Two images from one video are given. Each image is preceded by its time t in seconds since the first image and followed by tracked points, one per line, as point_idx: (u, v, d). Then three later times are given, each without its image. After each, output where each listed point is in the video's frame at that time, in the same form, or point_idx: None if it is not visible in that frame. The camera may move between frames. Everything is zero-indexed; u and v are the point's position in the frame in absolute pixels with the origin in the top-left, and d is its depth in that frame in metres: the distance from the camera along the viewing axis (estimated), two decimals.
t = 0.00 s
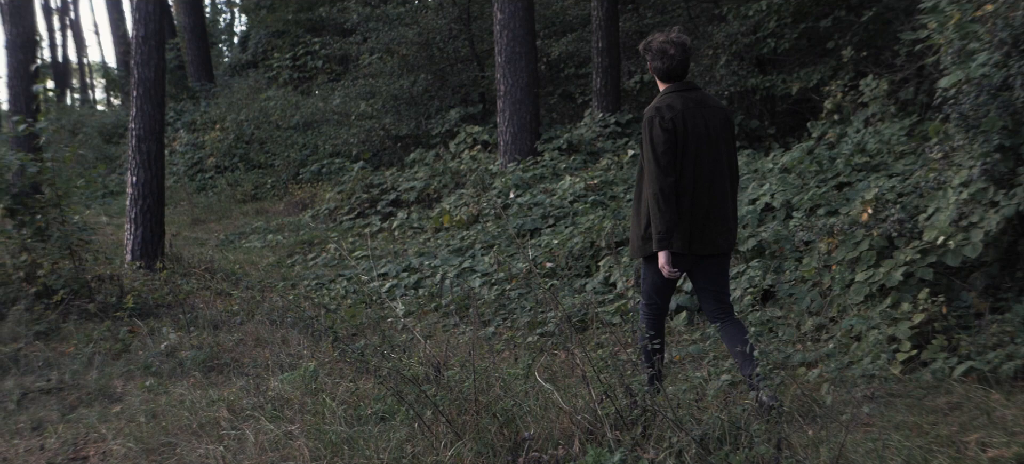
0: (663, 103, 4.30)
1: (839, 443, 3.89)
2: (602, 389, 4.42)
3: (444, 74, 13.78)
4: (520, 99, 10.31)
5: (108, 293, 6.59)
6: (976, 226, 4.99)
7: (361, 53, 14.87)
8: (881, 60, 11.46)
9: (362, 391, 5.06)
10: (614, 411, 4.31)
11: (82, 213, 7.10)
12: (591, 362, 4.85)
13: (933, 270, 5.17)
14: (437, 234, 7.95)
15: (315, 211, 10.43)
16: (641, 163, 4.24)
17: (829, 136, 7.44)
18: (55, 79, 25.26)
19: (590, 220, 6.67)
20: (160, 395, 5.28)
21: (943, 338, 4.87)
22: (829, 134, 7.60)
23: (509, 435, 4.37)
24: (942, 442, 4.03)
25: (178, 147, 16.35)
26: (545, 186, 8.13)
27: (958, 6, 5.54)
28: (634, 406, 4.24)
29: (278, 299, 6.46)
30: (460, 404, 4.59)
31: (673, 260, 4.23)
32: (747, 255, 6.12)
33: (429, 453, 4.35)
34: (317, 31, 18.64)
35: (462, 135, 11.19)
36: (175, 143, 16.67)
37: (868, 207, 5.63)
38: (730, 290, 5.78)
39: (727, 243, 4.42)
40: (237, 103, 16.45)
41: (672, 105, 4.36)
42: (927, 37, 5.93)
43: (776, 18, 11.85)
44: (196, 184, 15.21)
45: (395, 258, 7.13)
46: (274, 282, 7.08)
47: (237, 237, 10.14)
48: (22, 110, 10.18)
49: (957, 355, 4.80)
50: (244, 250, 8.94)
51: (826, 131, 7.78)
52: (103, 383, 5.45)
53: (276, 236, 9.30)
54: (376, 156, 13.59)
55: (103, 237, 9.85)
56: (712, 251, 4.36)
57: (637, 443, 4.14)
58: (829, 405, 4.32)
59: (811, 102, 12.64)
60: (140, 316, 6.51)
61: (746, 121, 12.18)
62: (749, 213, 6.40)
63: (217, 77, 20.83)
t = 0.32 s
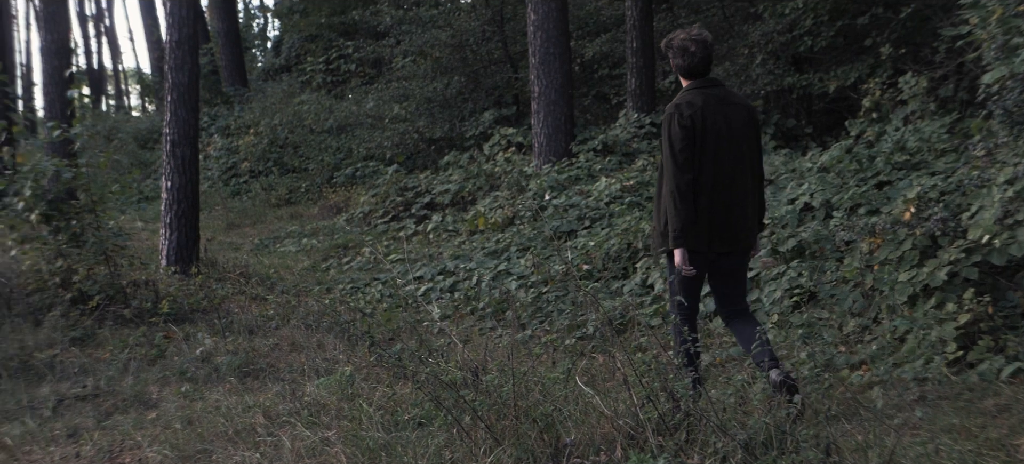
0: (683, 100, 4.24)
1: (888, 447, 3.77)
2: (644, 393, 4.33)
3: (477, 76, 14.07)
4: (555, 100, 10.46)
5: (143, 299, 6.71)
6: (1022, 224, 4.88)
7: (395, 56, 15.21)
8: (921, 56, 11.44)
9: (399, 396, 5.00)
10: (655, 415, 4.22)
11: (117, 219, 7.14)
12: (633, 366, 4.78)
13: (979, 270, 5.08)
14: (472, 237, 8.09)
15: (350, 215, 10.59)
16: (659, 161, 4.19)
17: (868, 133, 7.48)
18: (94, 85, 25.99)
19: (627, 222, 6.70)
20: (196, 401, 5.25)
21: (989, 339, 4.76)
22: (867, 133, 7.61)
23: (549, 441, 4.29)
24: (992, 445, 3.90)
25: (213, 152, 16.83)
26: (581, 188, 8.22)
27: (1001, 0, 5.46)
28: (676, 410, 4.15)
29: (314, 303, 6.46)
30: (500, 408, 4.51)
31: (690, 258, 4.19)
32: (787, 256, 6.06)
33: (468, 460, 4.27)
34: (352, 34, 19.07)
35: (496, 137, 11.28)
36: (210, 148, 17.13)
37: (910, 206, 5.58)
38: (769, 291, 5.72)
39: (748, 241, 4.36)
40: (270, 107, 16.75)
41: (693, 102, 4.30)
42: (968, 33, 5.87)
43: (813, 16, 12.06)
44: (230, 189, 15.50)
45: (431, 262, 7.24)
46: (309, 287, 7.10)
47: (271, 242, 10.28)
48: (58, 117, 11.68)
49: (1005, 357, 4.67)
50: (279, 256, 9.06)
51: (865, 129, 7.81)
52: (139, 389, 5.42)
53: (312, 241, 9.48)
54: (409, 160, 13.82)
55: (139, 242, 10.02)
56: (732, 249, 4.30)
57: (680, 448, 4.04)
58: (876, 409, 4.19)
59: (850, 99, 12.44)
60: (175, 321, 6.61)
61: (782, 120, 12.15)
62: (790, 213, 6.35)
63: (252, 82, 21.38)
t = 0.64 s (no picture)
0: (702, 99, 4.22)
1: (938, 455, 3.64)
2: (684, 400, 4.20)
3: (510, 82, 14.34)
4: (589, 105, 10.49)
5: (178, 308, 6.69)
6: None
7: (427, 62, 15.43)
8: (958, 56, 11.37)
9: (435, 405, 4.93)
10: (698, 423, 4.08)
11: (152, 229, 7.19)
12: (673, 373, 4.64)
13: None
14: (506, 243, 8.15)
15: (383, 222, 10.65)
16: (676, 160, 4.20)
17: (905, 135, 7.52)
18: (125, 97, 26.41)
19: (662, 226, 6.69)
20: (231, 411, 5.20)
21: None
22: (905, 134, 7.62)
23: (589, 451, 4.19)
24: None
25: (246, 160, 16.95)
26: (616, 192, 8.26)
27: None
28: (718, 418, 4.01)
29: (348, 312, 6.46)
30: (538, 416, 4.40)
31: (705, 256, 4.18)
32: (827, 259, 5.95)
33: None
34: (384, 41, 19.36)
35: (529, 142, 11.26)
36: (243, 157, 17.22)
37: (953, 207, 5.58)
38: (807, 296, 5.62)
39: (771, 240, 4.29)
40: (303, 115, 16.84)
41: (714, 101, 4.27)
42: (1011, 31, 5.82)
43: (849, 16, 12.02)
44: (264, 197, 15.54)
45: (465, 268, 7.32)
46: (342, 295, 7.12)
47: (305, 249, 10.35)
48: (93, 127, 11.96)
49: None
50: (313, 263, 9.12)
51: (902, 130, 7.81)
52: (173, 399, 5.39)
53: (346, 249, 9.54)
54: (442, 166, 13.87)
55: (174, 252, 10.12)
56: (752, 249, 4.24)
57: (722, 457, 3.91)
58: (923, 416, 4.08)
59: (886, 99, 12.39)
60: (209, 330, 6.60)
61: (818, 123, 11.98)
62: (828, 215, 6.27)
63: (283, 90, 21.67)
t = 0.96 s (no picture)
0: (723, 102, 4.17)
1: None
2: (725, 409, 4.08)
3: (543, 90, 14.34)
4: (622, 112, 10.50)
5: (211, 320, 6.69)
6: None
7: (459, 70, 15.56)
8: (996, 58, 11.36)
9: (471, 415, 4.83)
10: (740, 434, 3.93)
11: (186, 240, 7.21)
12: (714, 383, 4.53)
13: None
14: (540, 251, 8.18)
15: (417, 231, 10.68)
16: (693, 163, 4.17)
17: (944, 138, 7.48)
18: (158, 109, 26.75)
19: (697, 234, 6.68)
20: (265, 423, 5.13)
21: None
22: (943, 138, 7.58)
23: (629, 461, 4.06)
24: None
25: (279, 171, 17.03)
26: (651, 199, 8.24)
27: None
28: (761, 427, 3.88)
29: (382, 322, 6.46)
30: (577, 426, 4.27)
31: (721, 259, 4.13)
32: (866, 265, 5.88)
33: None
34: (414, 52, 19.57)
35: (564, 150, 11.35)
36: (276, 167, 17.27)
37: (995, 210, 5.63)
38: (847, 302, 5.54)
39: (794, 245, 4.18)
40: (336, 125, 17.03)
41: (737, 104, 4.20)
42: None
43: (885, 18, 11.94)
44: (298, 207, 15.54)
45: (499, 277, 7.35)
46: (375, 304, 7.16)
47: (339, 259, 10.37)
48: (124, 138, 11.96)
49: None
50: (347, 273, 9.14)
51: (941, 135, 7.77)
52: (207, 411, 5.36)
53: (379, 258, 9.56)
54: (476, 175, 13.84)
55: (208, 262, 10.16)
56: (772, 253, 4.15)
57: None
58: (971, 425, 3.98)
59: (922, 104, 12.30)
60: (243, 341, 6.60)
61: (854, 127, 11.88)
62: (867, 221, 6.22)
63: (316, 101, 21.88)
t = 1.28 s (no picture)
0: (746, 112, 4.11)
1: None
2: (767, 422, 3.98)
3: (576, 99, 14.24)
4: (656, 121, 10.49)
5: (245, 333, 6.69)
6: None
7: (492, 80, 15.64)
8: None
9: (506, 427, 4.69)
10: (784, 447, 3.85)
11: (219, 252, 7.23)
12: (754, 394, 4.42)
13: None
14: (574, 261, 8.21)
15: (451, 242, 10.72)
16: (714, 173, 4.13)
17: (984, 145, 7.43)
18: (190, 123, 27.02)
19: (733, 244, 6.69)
20: (299, 437, 5.08)
21: None
22: (983, 145, 7.53)
23: None
24: None
25: (312, 183, 17.13)
26: (686, 208, 8.22)
27: None
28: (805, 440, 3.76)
29: (416, 334, 6.45)
30: (614, 440, 4.16)
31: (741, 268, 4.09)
32: (906, 273, 5.82)
33: None
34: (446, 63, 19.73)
35: (597, 160, 11.39)
36: (309, 180, 17.38)
37: None
38: (886, 313, 5.46)
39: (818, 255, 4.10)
40: (368, 137, 17.41)
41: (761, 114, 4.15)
42: None
43: (922, 24, 11.78)
44: (331, 218, 15.57)
45: (534, 288, 7.37)
46: (410, 317, 7.18)
47: (373, 270, 10.40)
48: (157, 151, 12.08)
49: None
50: (380, 284, 9.15)
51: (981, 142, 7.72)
52: (241, 425, 5.31)
53: (412, 270, 9.57)
54: (510, 185, 14.08)
55: (242, 274, 10.20)
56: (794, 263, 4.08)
57: None
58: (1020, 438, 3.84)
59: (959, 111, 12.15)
60: (276, 354, 6.59)
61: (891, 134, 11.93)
62: (905, 228, 6.19)
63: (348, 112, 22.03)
